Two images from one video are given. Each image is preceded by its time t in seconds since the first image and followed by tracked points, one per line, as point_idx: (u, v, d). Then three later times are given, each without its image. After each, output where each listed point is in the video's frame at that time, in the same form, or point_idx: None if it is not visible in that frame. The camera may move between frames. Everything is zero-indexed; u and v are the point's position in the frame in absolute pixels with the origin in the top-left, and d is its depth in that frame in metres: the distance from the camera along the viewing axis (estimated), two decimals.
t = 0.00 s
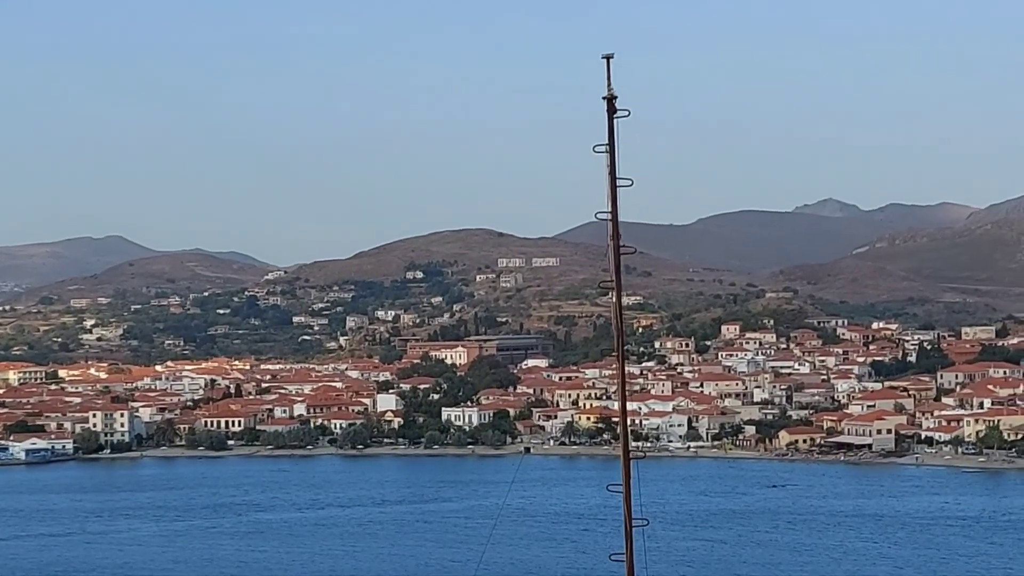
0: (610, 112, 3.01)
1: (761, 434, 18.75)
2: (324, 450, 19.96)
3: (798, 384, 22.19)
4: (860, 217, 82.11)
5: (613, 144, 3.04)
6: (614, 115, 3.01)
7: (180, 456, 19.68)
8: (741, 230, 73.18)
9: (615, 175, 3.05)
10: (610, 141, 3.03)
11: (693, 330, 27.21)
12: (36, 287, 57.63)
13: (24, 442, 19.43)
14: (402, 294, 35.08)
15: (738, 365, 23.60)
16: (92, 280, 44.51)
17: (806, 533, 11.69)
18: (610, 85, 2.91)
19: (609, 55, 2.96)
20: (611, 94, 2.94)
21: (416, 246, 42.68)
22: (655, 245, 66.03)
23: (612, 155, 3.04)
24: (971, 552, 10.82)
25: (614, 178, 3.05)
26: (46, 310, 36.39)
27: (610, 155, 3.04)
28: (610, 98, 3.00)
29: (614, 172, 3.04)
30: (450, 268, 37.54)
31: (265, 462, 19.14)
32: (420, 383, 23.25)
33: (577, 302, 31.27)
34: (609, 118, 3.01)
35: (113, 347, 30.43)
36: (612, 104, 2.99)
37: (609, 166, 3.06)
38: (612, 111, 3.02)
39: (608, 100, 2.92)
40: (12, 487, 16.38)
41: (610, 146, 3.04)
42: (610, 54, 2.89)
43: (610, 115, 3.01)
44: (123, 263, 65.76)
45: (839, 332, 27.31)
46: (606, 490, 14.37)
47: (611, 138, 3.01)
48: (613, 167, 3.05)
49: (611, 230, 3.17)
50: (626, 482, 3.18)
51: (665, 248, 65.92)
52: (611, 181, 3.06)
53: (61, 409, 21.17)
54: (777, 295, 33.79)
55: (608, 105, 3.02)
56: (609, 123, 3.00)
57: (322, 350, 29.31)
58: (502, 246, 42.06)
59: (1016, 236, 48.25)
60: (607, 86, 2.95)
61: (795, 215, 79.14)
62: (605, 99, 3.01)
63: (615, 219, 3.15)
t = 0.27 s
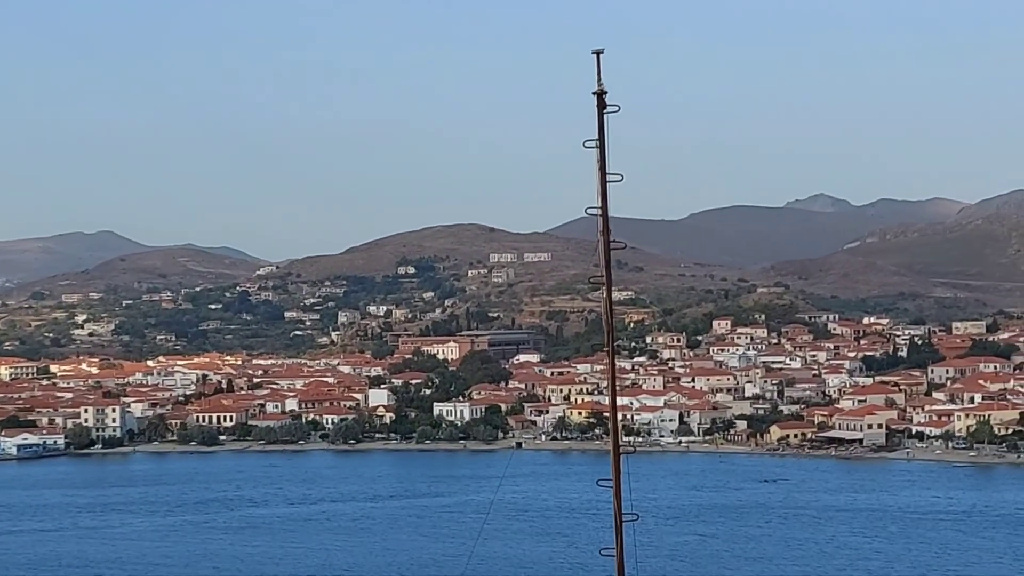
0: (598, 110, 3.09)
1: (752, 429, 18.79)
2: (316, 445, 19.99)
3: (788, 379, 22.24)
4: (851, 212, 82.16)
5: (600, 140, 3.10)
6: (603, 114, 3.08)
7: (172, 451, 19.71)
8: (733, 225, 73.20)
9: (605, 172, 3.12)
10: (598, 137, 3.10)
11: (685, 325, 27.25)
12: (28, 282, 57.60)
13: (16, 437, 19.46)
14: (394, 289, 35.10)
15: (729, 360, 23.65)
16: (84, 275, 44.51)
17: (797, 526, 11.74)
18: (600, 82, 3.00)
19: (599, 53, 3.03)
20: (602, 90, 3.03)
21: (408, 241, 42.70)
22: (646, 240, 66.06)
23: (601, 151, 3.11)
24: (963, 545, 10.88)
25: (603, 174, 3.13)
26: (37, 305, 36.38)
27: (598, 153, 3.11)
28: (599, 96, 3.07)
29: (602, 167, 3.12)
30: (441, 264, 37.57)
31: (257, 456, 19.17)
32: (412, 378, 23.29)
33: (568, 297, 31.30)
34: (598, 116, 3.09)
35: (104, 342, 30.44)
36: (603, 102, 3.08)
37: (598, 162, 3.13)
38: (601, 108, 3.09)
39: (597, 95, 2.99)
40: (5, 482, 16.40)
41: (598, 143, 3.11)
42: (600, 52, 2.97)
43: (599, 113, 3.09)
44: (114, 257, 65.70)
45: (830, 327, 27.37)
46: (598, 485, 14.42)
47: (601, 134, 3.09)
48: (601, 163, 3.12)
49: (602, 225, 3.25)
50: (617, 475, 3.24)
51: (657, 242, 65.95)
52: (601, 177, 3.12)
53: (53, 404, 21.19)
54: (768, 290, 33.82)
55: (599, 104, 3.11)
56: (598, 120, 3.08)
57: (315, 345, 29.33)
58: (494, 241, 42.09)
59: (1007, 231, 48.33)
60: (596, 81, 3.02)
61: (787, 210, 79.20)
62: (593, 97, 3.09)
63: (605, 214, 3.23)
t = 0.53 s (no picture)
0: (587, 104, 3.05)
1: (742, 424, 18.75)
2: (306, 440, 19.93)
3: (779, 373, 22.22)
4: (841, 207, 82.20)
5: (589, 135, 3.07)
6: (591, 107, 3.05)
7: (162, 447, 19.64)
8: (723, 220, 73.21)
9: (593, 167, 3.08)
10: (586, 131, 3.06)
11: (675, 320, 27.25)
12: (17, 278, 57.48)
13: (4, 432, 19.39)
14: (384, 284, 35.07)
15: (720, 355, 23.63)
16: (74, 270, 44.42)
17: (791, 521, 11.70)
18: (591, 75, 2.96)
19: (588, 45, 2.99)
20: (592, 85, 2.99)
21: (398, 235, 42.66)
22: (637, 235, 66.04)
23: (589, 146, 3.08)
24: (955, 541, 10.84)
25: (591, 169, 3.09)
26: (27, 300, 36.30)
27: (587, 147, 3.07)
28: (588, 89, 3.04)
29: (591, 161, 3.08)
30: (432, 259, 37.52)
31: (247, 452, 19.12)
32: (402, 373, 23.26)
33: (559, 291, 31.29)
34: (587, 109, 3.05)
35: (94, 337, 30.38)
36: (591, 94, 3.04)
37: (587, 157, 3.09)
38: (591, 102, 3.05)
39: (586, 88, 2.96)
40: None
41: (587, 137, 3.07)
42: (589, 45, 2.93)
43: (588, 107, 3.05)
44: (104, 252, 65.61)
45: (820, 322, 27.37)
46: (588, 480, 14.38)
47: (589, 126, 3.05)
48: (590, 158, 3.08)
49: (592, 223, 3.21)
50: (604, 472, 3.21)
51: (647, 237, 65.95)
52: (589, 172, 3.09)
53: (42, 399, 21.13)
54: (758, 285, 33.83)
55: (588, 97, 3.07)
56: (587, 114, 3.04)
57: (305, 339, 29.30)
58: (484, 235, 42.06)
59: (998, 225, 48.33)
60: (585, 75, 2.99)
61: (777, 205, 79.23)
62: (581, 90, 3.05)
63: (594, 211, 3.19)
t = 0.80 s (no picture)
0: (577, 97, 3.06)
1: (735, 418, 18.77)
2: (299, 435, 19.94)
3: (772, 368, 22.25)
4: (834, 201, 82.26)
5: (578, 128, 3.07)
6: (581, 100, 3.05)
7: (155, 441, 19.65)
8: (716, 214, 73.25)
9: (583, 160, 3.09)
10: (576, 127, 3.07)
11: (668, 314, 27.26)
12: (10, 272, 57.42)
13: None
14: (377, 278, 35.07)
15: (713, 349, 23.65)
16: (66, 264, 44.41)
17: (783, 515, 11.71)
18: (581, 67, 2.97)
19: (576, 39, 3.00)
20: (581, 78, 2.99)
21: (391, 230, 42.66)
22: (630, 229, 66.06)
23: (579, 140, 3.08)
24: (947, 535, 10.85)
25: (581, 162, 3.09)
26: (19, 295, 36.28)
27: (576, 141, 3.08)
28: (578, 82, 3.04)
29: (581, 155, 3.09)
30: (425, 253, 37.53)
31: (240, 446, 19.13)
32: (395, 367, 23.27)
33: (552, 286, 31.31)
34: (577, 102, 3.06)
35: (87, 331, 30.37)
36: (580, 88, 3.05)
37: (576, 151, 3.10)
38: (580, 97, 3.06)
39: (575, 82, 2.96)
40: None
41: (577, 130, 3.08)
42: (578, 38, 2.93)
43: (578, 100, 3.06)
44: (96, 246, 65.56)
45: (813, 316, 27.40)
46: (581, 474, 14.39)
47: (578, 120, 3.06)
48: (579, 151, 3.09)
49: (581, 215, 3.22)
50: (594, 466, 3.22)
51: (640, 232, 65.96)
52: (578, 166, 3.10)
53: (35, 393, 21.13)
54: (752, 279, 33.84)
55: (578, 90, 3.07)
56: (576, 108, 3.04)
57: (298, 334, 29.30)
58: (477, 230, 42.07)
59: (990, 219, 48.37)
60: (574, 69, 2.99)
61: (770, 199, 79.29)
62: (572, 83, 3.05)
63: (582, 203, 3.20)
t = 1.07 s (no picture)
0: (568, 93, 3.05)
1: (728, 413, 18.77)
2: (291, 430, 19.92)
3: (765, 363, 22.25)
4: (827, 196, 82.28)
5: (569, 124, 3.07)
6: (573, 96, 3.05)
7: (147, 436, 19.63)
8: (709, 209, 73.25)
9: (573, 155, 3.08)
10: (567, 121, 3.06)
11: (661, 309, 27.26)
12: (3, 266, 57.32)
13: None
14: (370, 273, 35.04)
15: (706, 344, 23.65)
16: (59, 259, 44.35)
17: (775, 510, 11.71)
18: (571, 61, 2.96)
19: (567, 32, 2.99)
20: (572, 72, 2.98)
21: (384, 225, 42.64)
22: (623, 224, 66.04)
23: (570, 134, 3.07)
24: (940, 530, 10.86)
25: (573, 157, 3.08)
26: (12, 290, 36.23)
27: (568, 136, 3.07)
28: (569, 79, 3.03)
29: (573, 150, 3.08)
30: (418, 248, 37.52)
31: (233, 441, 19.11)
32: (388, 362, 23.26)
33: (545, 281, 31.29)
34: (568, 98, 3.05)
35: (80, 326, 30.34)
36: (571, 84, 3.04)
37: (567, 145, 3.09)
38: (570, 92, 3.05)
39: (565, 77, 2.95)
40: None
41: (567, 125, 3.07)
42: (570, 32, 2.93)
43: (569, 95, 3.05)
44: (89, 241, 65.46)
45: (806, 311, 27.40)
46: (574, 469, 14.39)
47: (568, 115, 3.05)
48: (571, 147, 3.08)
49: (572, 211, 3.21)
50: (586, 461, 3.21)
51: (633, 227, 65.95)
52: (569, 161, 3.09)
53: (27, 389, 21.10)
54: (744, 274, 33.84)
55: (569, 85, 3.06)
56: (567, 103, 3.04)
57: (291, 329, 29.28)
58: (470, 224, 42.05)
59: (983, 214, 48.39)
60: (566, 65, 2.98)
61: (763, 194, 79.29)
62: (563, 79, 3.05)
63: (573, 199, 3.19)
